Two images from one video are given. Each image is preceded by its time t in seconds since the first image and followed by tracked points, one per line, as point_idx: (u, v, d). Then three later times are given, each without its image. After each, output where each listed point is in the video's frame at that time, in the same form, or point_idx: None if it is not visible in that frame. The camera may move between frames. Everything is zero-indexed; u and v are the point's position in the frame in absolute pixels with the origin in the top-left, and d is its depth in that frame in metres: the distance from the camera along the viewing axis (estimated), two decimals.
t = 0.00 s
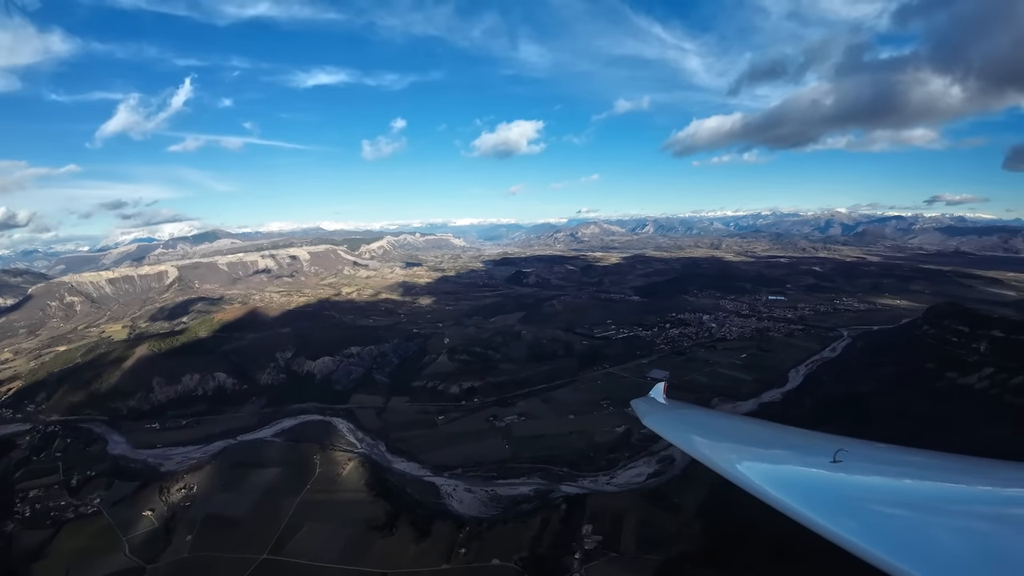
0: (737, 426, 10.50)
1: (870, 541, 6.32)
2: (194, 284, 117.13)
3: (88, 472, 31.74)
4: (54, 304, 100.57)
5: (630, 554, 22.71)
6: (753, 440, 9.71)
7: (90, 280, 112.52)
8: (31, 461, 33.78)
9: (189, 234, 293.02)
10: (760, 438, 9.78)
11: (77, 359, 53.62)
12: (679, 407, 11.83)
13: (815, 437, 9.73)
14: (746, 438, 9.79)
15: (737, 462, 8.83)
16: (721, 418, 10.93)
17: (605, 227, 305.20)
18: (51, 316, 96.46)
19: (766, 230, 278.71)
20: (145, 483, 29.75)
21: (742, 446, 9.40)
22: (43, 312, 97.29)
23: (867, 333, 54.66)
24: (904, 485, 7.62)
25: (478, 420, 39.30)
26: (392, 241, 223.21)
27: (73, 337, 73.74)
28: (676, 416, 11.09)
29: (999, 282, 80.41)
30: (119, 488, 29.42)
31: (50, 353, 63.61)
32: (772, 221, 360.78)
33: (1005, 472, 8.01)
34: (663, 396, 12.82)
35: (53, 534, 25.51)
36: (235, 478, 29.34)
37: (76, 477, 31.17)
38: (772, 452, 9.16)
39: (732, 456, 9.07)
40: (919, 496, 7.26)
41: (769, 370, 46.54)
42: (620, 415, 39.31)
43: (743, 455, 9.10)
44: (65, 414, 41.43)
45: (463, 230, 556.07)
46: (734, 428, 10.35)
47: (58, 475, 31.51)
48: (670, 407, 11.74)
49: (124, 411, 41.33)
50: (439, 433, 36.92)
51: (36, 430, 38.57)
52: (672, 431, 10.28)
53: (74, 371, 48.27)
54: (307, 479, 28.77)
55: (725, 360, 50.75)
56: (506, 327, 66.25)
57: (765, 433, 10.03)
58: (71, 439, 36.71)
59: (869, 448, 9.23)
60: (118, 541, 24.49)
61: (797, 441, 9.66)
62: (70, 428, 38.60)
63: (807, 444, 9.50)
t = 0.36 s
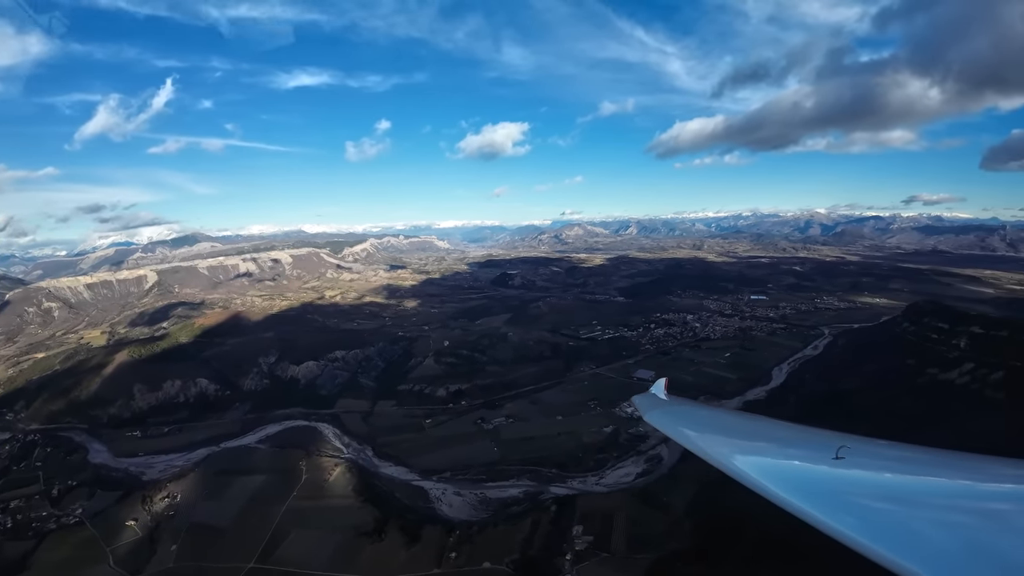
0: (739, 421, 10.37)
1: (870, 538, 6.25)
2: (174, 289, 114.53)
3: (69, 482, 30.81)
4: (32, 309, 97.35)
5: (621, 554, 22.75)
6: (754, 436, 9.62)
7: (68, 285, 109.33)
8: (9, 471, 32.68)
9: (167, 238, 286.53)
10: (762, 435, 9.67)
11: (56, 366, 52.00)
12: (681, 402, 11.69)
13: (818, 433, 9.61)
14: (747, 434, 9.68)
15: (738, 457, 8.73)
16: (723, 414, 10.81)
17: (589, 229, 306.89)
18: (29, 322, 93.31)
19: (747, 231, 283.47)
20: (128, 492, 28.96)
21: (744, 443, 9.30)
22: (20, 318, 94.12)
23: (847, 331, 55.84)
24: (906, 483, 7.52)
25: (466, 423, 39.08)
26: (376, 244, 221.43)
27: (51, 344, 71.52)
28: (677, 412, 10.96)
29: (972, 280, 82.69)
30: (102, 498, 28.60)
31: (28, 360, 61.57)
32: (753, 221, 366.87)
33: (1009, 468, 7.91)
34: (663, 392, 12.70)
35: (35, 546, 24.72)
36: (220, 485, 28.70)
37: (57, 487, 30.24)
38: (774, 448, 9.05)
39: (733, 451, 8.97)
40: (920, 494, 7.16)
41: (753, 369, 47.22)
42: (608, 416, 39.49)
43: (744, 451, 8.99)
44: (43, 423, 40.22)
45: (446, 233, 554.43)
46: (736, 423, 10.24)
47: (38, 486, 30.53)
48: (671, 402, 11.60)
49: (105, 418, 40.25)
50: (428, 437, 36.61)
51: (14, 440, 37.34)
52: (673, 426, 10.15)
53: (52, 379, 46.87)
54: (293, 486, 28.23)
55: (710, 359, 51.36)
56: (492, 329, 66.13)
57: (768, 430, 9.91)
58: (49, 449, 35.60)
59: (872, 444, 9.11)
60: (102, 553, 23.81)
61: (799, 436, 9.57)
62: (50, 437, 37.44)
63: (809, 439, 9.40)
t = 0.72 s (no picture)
0: (747, 430, 10.41)
1: (872, 543, 6.31)
2: (154, 292, 111.83)
3: (50, 491, 29.92)
4: (7, 314, 93.77)
5: (612, 553, 22.84)
6: (762, 444, 9.65)
7: (47, 289, 105.99)
8: None
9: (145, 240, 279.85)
10: (770, 443, 9.70)
11: (34, 372, 50.37)
12: (690, 411, 11.74)
13: (826, 440, 9.62)
14: (756, 442, 9.73)
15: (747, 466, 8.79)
16: (732, 422, 10.84)
17: (574, 229, 308.03)
18: (5, 326, 89.79)
19: (729, 230, 287.27)
20: (112, 500, 28.20)
21: (752, 451, 9.35)
22: None
23: (828, 328, 56.95)
24: (910, 489, 7.56)
25: (455, 424, 38.89)
26: (359, 245, 219.38)
27: (27, 350, 69.24)
28: (686, 421, 10.99)
29: (948, 277, 84.65)
30: (86, 506, 27.83)
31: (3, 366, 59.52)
32: (736, 221, 372.21)
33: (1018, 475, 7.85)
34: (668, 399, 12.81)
35: (18, 556, 23.97)
36: (205, 491, 28.12)
37: (39, 496, 29.36)
38: (783, 456, 9.08)
39: (742, 460, 9.03)
40: (925, 500, 7.20)
41: (738, 366, 47.87)
42: (596, 415, 39.75)
43: (753, 460, 9.04)
44: (22, 432, 39.00)
45: (431, 234, 551.35)
46: (743, 432, 10.28)
47: (18, 495, 29.61)
48: (680, 411, 11.65)
49: (86, 425, 39.22)
50: (416, 439, 36.35)
51: None
52: (681, 435, 10.22)
53: (30, 386, 45.44)
54: (280, 492, 27.74)
55: (695, 357, 51.93)
56: (478, 330, 65.96)
57: (776, 438, 9.94)
58: (28, 457, 34.51)
59: (879, 452, 9.12)
60: (86, 562, 23.16)
61: (805, 444, 9.60)
62: (29, 446, 36.35)
63: (816, 447, 9.44)
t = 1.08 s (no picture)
0: (749, 443, 9.10)
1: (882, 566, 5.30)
2: (133, 293, 109.00)
3: (30, 498, 29.00)
4: None
5: (602, 549, 22.98)
6: (762, 454, 8.57)
7: (22, 291, 102.24)
8: None
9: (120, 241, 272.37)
10: (772, 453, 8.61)
11: (9, 377, 48.69)
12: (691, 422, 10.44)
13: (833, 454, 8.33)
14: (757, 455, 8.53)
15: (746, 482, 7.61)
16: (734, 435, 9.55)
17: (557, 228, 309.12)
18: None
19: (710, 228, 291.29)
20: (94, 507, 27.40)
21: (754, 467, 8.07)
22: None
23: (809, 324, 58.08)
24: (931, 509, 6.35)
25: (442, 425, 38.64)
26: (342, 244, 216.97)
27: None
28: (687, 433, 9.66)
29: (923, 274, 86.98)
30: (68, 513, 27.03)
31: None
32: (716, 219, 377.66)
33: None
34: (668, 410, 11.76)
35: None
36: (189, 496, 27.51)
37: (17, 504, 28.42)
38: (785, 473, 7.81)
39: (741, 475, 7.81)
40: (949, 521, 6.03)
41: (721, 363, 48.55)
42: (583, 413, 39.89)
43: (751, 475, 7.83)
44: None
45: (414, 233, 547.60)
46: (743, 444, 9.01)
47: None
48: (680, 422, 10.38)
49: (66, 431, 38.18)
50: (404, 440, 36.03)
51: None
52: (680, 451, 8.97)
53: (5, 391, 43.93)
54: (266, 496, 27.21)
55: (679, 354, 52.50)
56: (464, 329, 65.72)
57: (779, 448, 8.84)
58: (5, 465, 33.39)
59: (893, 468, 7.80)
60: (68, 572, 22.48)
61: (811, 454, 8.48)
62: (4, 453, 35.18)
63: (821, 460, 8.13)
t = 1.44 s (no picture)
0: (750, 451, 8.96)
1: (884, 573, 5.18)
2: (114, 293, 106.52)
3: (11, 505, 28.14)
4: None
5: (593, 544, 23.14)
6: (763, 461, 8.46)
7: None
8: None
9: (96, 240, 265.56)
10: (772, 460, 8.50)
11: None
12: (692, 429, 10.33)
13: (835, 463, 8.17)
14: (758, 463, 8.41)
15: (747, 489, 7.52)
16: (736, 443, 9.41)
17: (542, 225, 309.87)
18: None
19: (693, 225, 294.55)
20: (79, 511, 26.69)
21: (756, 475, 7.92)
22: None
23: (791, 319, 59.13)
24: (939, 524, 6.07)
25: (430, 423, 38.47)
26: (325, 242, 214.49)
27: None
28: (688, 440, 9.55)
29: (902, 269, 89.16)
30: (52, 519, 26.30)
31: None
32: (699, 216, 382.60)
33: None
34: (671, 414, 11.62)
35: None
36: (175, 499, 26.99)
37: None
38: (787, 481, 7.65)
39: (742, 483, 7.71)
40: (957, 533, 5.81)
41: (707, 358, 49.19)
42: (571, 409, 40.10)
43: (753, 483, 7.70)
44: None
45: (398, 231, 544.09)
46: (744, 453, 8.87)
47: None
48: (681, 428, 10.30)
49: (48, 434, 37.23)
50: (392, 439, 35.79)
51: None
52: (681, 457, 8.86)
53: None
54: (253, 498, 26.81)
55: (664, 350, 53.05)
56: (451, 327, 65.49)
57: (780, 455, 8.71)
58: None
59: (895, 478, 7.63)
60: None
61: (813, 462, 8.33)
62: None
63: (822, 469, 8.00)
